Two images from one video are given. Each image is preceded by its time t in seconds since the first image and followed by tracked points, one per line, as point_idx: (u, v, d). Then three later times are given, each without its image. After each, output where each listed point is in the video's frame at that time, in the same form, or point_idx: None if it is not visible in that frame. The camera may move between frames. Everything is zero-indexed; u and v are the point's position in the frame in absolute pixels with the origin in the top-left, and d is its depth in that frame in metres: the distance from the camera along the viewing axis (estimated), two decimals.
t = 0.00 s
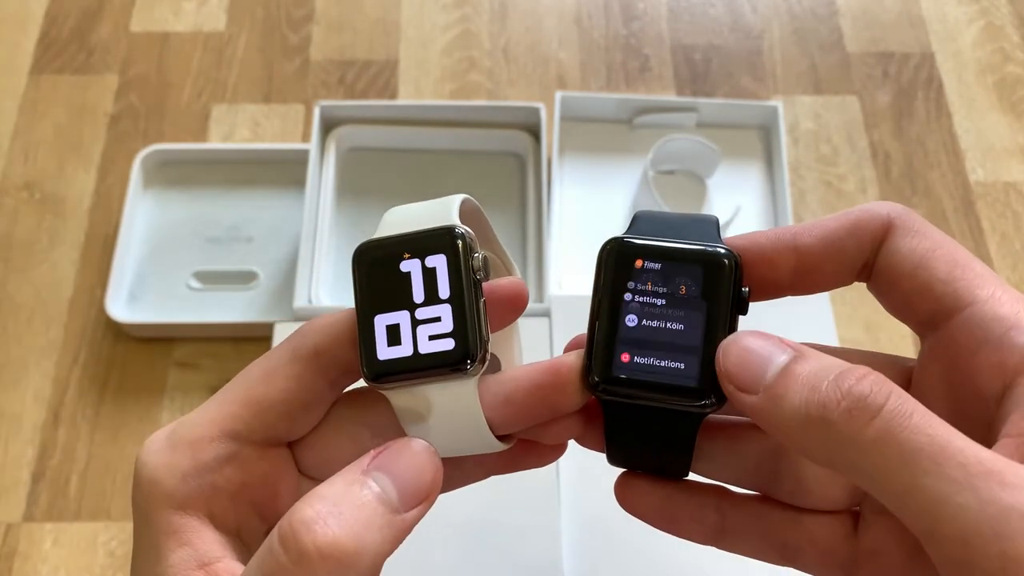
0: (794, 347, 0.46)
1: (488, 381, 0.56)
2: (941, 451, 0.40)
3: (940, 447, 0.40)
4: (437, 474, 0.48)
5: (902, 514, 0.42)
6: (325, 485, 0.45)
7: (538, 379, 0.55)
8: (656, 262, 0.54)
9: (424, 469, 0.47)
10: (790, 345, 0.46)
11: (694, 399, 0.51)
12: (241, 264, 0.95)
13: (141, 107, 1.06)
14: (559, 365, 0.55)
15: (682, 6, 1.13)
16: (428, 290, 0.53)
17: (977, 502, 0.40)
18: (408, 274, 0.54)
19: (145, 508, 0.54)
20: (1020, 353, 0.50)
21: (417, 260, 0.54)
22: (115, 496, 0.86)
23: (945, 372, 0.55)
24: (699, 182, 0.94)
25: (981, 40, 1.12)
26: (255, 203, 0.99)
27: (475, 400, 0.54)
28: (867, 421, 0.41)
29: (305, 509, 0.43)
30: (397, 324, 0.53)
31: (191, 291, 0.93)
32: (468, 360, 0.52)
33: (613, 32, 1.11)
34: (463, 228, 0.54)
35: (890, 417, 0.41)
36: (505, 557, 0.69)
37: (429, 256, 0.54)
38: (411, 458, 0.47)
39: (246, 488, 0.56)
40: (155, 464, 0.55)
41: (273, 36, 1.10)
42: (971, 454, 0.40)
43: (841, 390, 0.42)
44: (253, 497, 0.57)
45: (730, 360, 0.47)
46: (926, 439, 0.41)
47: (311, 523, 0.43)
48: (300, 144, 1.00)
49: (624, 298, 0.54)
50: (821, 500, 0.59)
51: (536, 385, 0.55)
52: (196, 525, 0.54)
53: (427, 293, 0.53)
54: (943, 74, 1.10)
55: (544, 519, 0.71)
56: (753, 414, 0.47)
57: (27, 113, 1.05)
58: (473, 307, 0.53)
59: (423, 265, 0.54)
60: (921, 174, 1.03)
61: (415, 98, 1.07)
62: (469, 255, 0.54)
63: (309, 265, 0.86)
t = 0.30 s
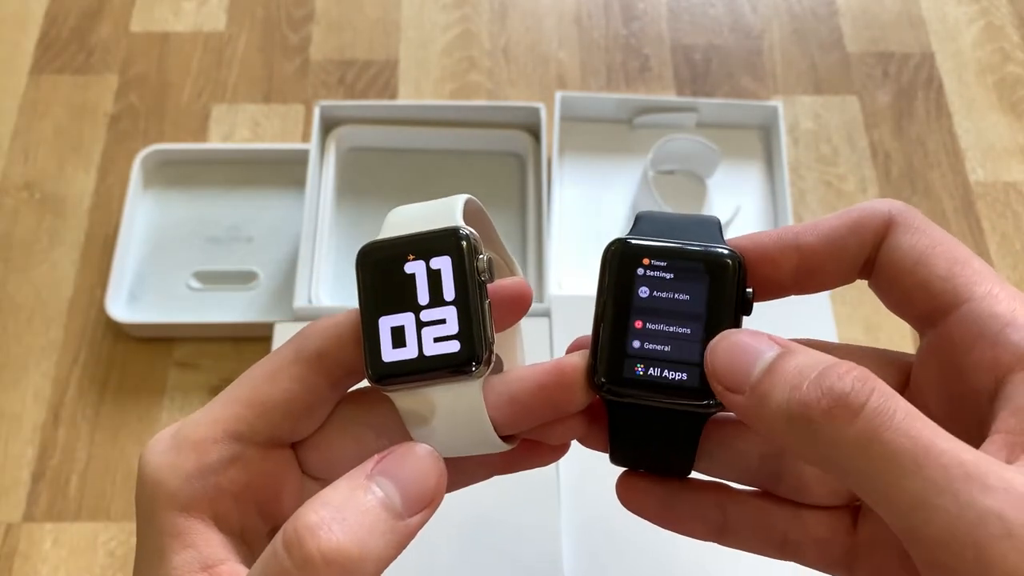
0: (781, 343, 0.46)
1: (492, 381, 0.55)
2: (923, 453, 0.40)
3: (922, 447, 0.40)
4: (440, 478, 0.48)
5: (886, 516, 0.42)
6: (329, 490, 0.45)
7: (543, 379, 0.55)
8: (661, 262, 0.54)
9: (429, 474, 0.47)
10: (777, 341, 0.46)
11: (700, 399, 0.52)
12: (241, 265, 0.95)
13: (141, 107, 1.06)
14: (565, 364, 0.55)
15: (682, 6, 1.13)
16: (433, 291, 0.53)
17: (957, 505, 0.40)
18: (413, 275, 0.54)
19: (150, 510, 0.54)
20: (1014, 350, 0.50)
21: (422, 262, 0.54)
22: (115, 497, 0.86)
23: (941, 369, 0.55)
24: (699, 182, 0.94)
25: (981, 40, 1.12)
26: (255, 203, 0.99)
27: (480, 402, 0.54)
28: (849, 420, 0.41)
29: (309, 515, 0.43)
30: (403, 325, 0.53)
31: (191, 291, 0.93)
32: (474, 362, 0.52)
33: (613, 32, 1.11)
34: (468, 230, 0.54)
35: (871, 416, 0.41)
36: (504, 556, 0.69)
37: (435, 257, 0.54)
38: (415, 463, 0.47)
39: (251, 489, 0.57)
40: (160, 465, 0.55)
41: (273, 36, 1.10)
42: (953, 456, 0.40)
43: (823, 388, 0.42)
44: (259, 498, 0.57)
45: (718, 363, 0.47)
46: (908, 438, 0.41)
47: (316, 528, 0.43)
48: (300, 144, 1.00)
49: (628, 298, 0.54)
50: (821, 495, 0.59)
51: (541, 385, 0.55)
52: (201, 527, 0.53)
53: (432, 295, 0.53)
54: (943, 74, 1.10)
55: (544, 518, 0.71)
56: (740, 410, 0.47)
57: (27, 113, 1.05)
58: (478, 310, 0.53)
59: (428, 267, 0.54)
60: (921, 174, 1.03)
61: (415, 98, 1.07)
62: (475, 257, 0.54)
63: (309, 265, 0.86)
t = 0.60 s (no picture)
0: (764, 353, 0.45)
1: (513, 388, 0.54)
2: (904, 469, 0.40)
3: (903, 464, 0.40)
4: (462, 489, 0.47)
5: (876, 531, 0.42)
6: (349, 500, 0.45)
7: (562, 384, 0.54)
8: (678, 265, 0.53)
9: (449, 484, 0.46)
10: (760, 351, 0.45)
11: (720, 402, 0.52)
12: (240, 265, 0.95)
13: (141, 107, 1.06)
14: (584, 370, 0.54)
15: (682, 7, 1.13)
16: (454, 300, 0.54)
17: (941, 521, 0.40)
18: (434, 284, 0.54)
19: (165, 518, 0.54)
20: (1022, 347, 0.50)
21: (442, 271, 0.54)
22: (115, 497, 0.86)
23: (951, 364, 0.55)
24: (698, 182, 0.94)
25: (981, 40, 1.12)
26: (255, 203, 0.99)
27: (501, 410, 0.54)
28: (831, 442, 0.41)
29: (330, 526, 0.44)
30: (424, 334, 0.53)
31: (191, 291, 0.93)
32: (495, 373, 0.52)
33: (613, 32, 1.11)
34: (489, 239, 0.54)
35: (851, 437, 0.41)
36: (507, 557, 0.69)
37: (456, 266, 0.54)
38: (437, 474, 0.46)
39: (267, 495, 0.57)
40: (176, 472, 0.55)
41: (273, 36, 1.10)
42: (936, 472, 0.40)
43: (801, 409, 0.42)
44: (275, 506, 0.57)
45: (703, 379, 0.46)
46: (890, 455, 0.40)
47: (337, 541, 0.43)
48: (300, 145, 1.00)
49: (646, 301, 0.53)
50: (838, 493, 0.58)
51: (559, 391, 0.54)
52: (217, 534, 0.54)
53: (454, 304, 0.54)
54: (943, 74, 1.10)
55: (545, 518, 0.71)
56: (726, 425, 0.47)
57: (27, 113, 1.05)
58: (500, 320, 0.53)
59: (449, 276, 0.54)
60: (921, 174, 1.03)
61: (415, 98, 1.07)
62: (496, 266, 0.54)
63: (309, 264, 0.86)
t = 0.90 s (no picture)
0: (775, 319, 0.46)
1: (537, 402, 0.55)
2: (897, 441, 0.41)
3: (896, 436, 0.41)
4: (483, 504, 0.47)
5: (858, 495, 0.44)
6: (371, 517, 0.45)
7: (586, 397, 0.55)
8: (700, 279, 0.53)
9: (471, 500, 0.47)
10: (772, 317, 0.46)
11: (739, 416, 0.52)
12: (241, 265, 0.95)
13: (141, 107, 1.06)
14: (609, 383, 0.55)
15: (682, 6, 1.13)
16: (480, 318, 0.53)
17: (924, 495, 0.41)
18: (460, 301, 0.53)
19: (182, 527, 0.54)
20: None
21: (467, 287, 0.54)
22: (116, 496, 0.86)
23: (957, 360, 0.55)
24: (698, 182, 0.94)
25: (981, 40, 1.12)
26: (255, 204, 0.99)
27: (521, 425, 0.54)
28: (830, 403, 0.42)
29: (354, 543, 0.43)
30: (448, 351, 0.53)
31: (191, 291, 0.93)
32: (520, 392, 0.52)
33: (613, 32, 1.11)
34: (516, 256, 0.53)
35: (850, 403, 0.42)
36: (505, 553, 0.69)
37: (483, 283, 0.53)
38: (457, 489, 0.47)
39: (285, 504, 0.57)
40: (195, 480, 0.55)
41: (273, 36, 1.10)
42: (924, 448, 0.41)
43: (807, 371, 0.42)
44: (292, 514, 0.57)
45: (718, 337, 0.46)
46: (883, 425, 0.41)
47: (362, 558, 0.43)
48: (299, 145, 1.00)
49: (667, 314, 0.53)
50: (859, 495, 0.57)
51: (582, 404, 0.55)
52: (235, 544, 0.54)
53: (479, 322, 0.53)
54: (943, 74, 1.10)
55: (547, 518, 0.71)
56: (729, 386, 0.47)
57: (27, 113, 1.05)
58: (526, 336, 0.53)
59: (476, 292, 0.53)
60: (921, 174, 1.03)
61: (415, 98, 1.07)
62: (523, 284, 0.53)
63: (309, 264, 0.85)
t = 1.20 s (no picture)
0: (850, 270, 0.49)
1: (542, 407, 0.55)
2: (956, 387, 0.43)
3: (954, 383, 0.43)
4: (489, 507, 0.47)
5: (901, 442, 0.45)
6: (377, 519, 0.45)
7: (592, 402, 0.55)
8: (709, 289, 0.53)
9: (477, 502, 0.46)
10: (848, 268, 0.49)
11: (746, 428, 0.52)
12: (241, 265, 0.95)
13: (141, 107, 1.06)
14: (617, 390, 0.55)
15: (682, 6, 1.13)
16: (486, 321, 0.53)
17: (970, 444, 0.43)
18: (467, 302, 0.53)
19: (187, 528, 0.54)
20: None
21: (472, 290, 0.54)
22: (116, 496, 0.86)
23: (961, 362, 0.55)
24: (698, 182, 0.95)
25: (981, 40, 1.12)
26: (255, 204, 0.99)
27: (527, 430, 0.54)
28: (895, 335, 0.44)
29: (360, 545, 0.44)
30: (455, 354, 0.53)
31: (191, 291, 0.93)
32: (526, 395, 0.52)
33: (613, 32, 1.11)
34: (522, 259, 0.54)
35: (915, 342, 0.43)
36: (505, 552, 0.70)
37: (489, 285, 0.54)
38: (463, 491, 0.46)
39: (290, 506, 0.57)
40: (201, 481, 0.55)
41: (273, 36, 1.10)
42: (977, 400, 0.43)
43: (881, 305, 0.44)
44: (296, 516, 0.57)
45: (791, 272, 0.49)
46: (943, 370, 0.43)
47: (368, 560, 0.43)
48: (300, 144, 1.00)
49: (675, 325, 0.53)
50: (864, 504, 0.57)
51: (588, 409, 0.55)
52: (239, 545, 0.54)
53: (485, 325, 0.53)
54: (943, 74, 1.10)
55: (547, 518, 0.71)
56: (796, 326, 0.49)
57: (27, 113, 1.05)
58: (532, 340, 0.53)
59: (482, 294, 0.53)
60: (921, 174, 1.03)
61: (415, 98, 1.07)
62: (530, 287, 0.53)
63: (309, 264, 0.85)
